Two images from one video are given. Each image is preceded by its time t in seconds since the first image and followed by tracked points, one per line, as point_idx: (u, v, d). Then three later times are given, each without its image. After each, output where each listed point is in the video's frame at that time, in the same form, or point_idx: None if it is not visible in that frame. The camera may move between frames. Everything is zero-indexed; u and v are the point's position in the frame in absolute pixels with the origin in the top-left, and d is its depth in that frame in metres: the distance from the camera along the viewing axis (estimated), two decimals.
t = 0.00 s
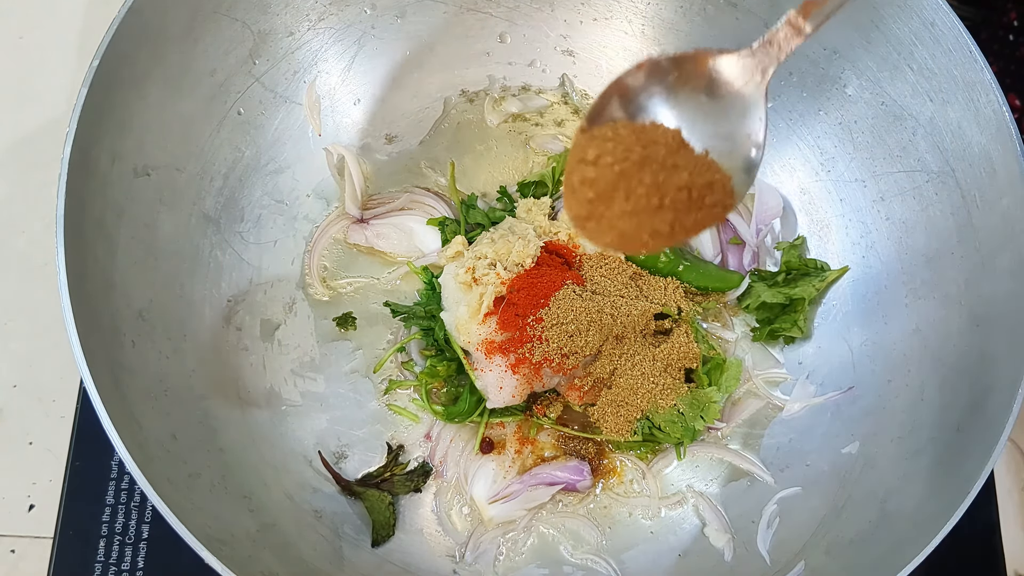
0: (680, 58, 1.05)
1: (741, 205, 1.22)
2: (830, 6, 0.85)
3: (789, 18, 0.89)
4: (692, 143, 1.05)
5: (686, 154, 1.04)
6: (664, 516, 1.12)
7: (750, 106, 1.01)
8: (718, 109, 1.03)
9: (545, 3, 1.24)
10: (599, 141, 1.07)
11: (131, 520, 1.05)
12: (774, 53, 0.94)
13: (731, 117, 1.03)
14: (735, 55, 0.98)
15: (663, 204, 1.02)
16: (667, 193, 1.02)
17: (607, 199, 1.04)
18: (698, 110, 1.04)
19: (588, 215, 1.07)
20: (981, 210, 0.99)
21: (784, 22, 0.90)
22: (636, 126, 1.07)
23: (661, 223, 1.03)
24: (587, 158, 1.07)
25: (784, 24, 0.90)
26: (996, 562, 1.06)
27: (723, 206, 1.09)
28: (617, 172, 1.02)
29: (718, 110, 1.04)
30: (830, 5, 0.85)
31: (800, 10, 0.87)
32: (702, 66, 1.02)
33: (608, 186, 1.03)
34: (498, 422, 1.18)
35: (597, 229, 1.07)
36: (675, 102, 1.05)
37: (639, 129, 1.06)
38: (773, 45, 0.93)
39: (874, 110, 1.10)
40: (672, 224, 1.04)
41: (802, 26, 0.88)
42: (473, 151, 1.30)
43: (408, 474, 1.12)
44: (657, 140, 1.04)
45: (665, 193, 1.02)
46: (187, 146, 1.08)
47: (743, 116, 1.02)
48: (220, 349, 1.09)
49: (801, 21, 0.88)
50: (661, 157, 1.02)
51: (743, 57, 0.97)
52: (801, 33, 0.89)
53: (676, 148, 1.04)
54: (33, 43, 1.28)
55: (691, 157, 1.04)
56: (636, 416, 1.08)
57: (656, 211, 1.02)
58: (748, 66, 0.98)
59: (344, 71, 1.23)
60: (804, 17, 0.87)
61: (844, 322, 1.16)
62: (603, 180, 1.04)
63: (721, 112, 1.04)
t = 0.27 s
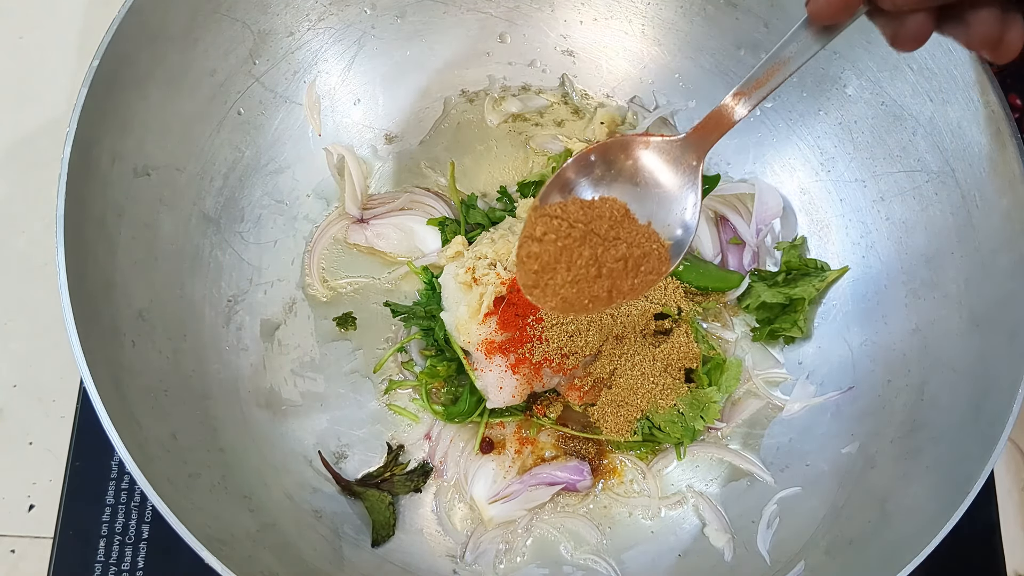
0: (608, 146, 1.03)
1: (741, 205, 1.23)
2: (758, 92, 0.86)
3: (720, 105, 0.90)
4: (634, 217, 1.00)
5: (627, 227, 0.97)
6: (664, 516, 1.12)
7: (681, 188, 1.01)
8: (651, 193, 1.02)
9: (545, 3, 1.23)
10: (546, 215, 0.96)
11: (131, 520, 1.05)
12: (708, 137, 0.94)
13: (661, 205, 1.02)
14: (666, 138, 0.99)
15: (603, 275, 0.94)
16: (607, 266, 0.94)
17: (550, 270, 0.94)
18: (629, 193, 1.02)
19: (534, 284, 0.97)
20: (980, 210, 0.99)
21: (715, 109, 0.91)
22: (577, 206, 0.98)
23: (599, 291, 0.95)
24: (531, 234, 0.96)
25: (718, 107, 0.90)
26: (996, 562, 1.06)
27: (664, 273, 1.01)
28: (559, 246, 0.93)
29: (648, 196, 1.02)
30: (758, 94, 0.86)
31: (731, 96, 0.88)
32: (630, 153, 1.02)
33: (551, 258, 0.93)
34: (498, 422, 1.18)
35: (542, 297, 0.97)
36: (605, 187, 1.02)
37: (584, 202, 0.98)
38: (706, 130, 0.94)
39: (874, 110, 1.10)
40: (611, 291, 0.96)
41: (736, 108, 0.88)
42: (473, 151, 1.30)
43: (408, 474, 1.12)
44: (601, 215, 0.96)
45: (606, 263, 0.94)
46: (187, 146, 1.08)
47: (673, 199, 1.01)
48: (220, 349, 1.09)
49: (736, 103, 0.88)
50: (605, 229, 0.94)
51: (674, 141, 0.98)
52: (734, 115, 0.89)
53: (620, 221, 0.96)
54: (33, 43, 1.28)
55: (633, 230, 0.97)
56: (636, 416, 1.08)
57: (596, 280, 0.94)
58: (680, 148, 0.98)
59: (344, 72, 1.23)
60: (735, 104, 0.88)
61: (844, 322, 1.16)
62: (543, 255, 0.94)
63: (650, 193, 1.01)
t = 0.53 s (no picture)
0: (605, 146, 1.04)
1: (741, 206, 1.23)
2: (756, 95, 0.87)
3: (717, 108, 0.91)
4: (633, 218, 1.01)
5: (624, 228, 0.97)
6: (664, 516, 1.12)
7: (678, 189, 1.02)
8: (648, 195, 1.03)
9: (545, 3, 1.23)
10: (544, 215, 0.97)
11: (131, 520, 1.05)
12: (706, 139, 0.96)
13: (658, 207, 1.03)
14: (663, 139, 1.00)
15: (599, 275, 0.94)
16: (603, 266, 0.94)
17: (547, 269, 0.94)
18: (627, 194, 1.03)
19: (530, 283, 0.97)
20: (980, 210, 0.99)
21: (712, 111, 0.93)
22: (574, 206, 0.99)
23: (596, 291, 0.95)
24: (528, 234, 0.96)
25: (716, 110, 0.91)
26: (996, 563, 1.06)
27: (658, 276, 1.02)
28: (557, 246, 0.93)
29: (645, 197, 1.03)
30: (756, 97, 0.88)
31: (730, 98, 0.89)
32: (628, 154, 1.03)
33: (549, 258, 0.93)
34: (498, 422, 1.18)
35: (538, 297, 0.97)
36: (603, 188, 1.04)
37: (581, 203, 0.98)
38: (704, 132, 0.95)
39: (874, 110, 1.10)
40: (608, 291, 0.96)
41: (735, 109, 0.89)
42: (473, 151, 1.30)
43: (408, 474, 1.12)
44: (598, 215, 0.96)
45: (603, 264, 0.94)
46: (187, 146, 1.07)
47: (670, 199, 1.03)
48: (220, 349, 1.09)
49: (734, 104, 0.89)
50: (602, 230, 0.95)
51: (671, 143, 0.99)
52: (733, 116, 0.90)
53: (617, 221, 0.97)
54: (33, 43, 1.28)
55: (629, 230, 0.98)
56: (636, 416, 1.08)
57: (594, 280, 0.94)
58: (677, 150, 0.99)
59: (344, 72, 1.23)
60: (733, 106, 0.89)
61: (844, 322, 1.16)
62: (539, 255, 0.94)
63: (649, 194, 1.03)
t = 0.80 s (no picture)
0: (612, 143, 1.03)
1: (741, 205, 1.23)
2: (761, 93, 0.86)
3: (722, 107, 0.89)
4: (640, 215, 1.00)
5: (631, 224, 0.96)
6: (663, 516, 1.12)
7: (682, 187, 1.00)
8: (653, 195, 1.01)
9: (545, 4, 1.23)
10: (551, 211, 0.97)
11: (131, 520, 1.05)
12: (711, 137, 0.93)
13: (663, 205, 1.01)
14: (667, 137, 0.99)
15: (606, 270, 0.93)
16: (609, 262, 0.93)
17: (554, 264, 0.94)
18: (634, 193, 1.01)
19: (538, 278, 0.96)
20: (980, 210, 0.99)
21: (717, 110, 0.90)
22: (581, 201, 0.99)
23: (604, 287, 0.94)
24: (535, 229, 0.96)
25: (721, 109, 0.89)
26: (996, 562, 1.06)
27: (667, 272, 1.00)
28: (564, 241, 0.93)
29: (652, 195, 1.02)
30: (760, 95, 0.86)
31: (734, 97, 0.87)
32: (635, 151, 1.02)
33: (558, 252, 0.92)
34: (498, 422, 1.18)
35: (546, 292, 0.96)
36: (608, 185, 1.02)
37: (588, 200, 0.97)
38: (709, 130, 0.93)
39: (874, 110, 1.10)
40: (615, 286, 0.95)
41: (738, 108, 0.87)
42: (473, 151, 1.30)
43: (408, 474, 1.12)
44: (605, 211, 0.95)
45: (609, 259, 0.93)
46: (187, 146, 1.08)
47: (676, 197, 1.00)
48: (220, 349, 1.09)
49: (739, 103, 0.87)
50: (609, 226, 0.94)
51: (677, 140, 0.98)
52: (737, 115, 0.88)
53: (624, 217, 0.96)
54: (33, 43, 1.28)
55: (638, 226, 0.96)
56: (636, 416, 1.08)
57: (600, 275, 0.93)
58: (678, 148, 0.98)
59: (344, 72, 1.23)
60: (738, 104, 0.87)
61: (844, 322, 1.16)
62: (546, 250, 0.94)
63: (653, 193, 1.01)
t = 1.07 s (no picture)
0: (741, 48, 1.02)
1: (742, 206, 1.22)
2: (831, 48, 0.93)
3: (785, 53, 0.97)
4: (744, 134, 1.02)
5: (737, 146, 1.02)
6: (663, 516, 1.12)
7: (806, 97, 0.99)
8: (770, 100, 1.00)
9: (545, 3, 1.24)
10: (653, 125, 1.07)
11: (131, 520, 1.05)
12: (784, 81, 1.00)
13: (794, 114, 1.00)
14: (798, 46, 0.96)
15: (714, 195, 1.02)
16: (719, 186, 1.02)
17: (662, 186, 1.05)
18: (755, 99, 1.00)
19: (641, 202, 1.08)
20: (980, 210, 0.99)
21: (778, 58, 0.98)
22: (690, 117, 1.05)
23: (710, 211, 1.04)
24: (638, 144, 1.08)
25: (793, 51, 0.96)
26: (996, 563, 1.06)
27: (781, 201, 1.07)
28: (669, 163, 1.03)
29: (777, 97, 0.99)
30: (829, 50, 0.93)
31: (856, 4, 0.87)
32: (765, 54, 0.99)
33: (660, 175, 1.04)
34: (498, 422, 1.18)
35: (653, 217, 1.07)
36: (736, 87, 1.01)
37: (698, 119, 1.04)
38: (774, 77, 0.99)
39: (874, 110, 1.10)
40: (725, 212, 1.04)
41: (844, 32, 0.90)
42: (473, 152, 1.30)
43: (408, 474, 1.12)
44: (707, 131, 1.03)
45: (711, 180, 1.02)
46: (186, 146, 1.08)
47: (803, 106, 0.99)
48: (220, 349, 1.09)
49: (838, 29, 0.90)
50: (710, 149, 1.02)
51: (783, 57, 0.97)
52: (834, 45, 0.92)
53: (727, 138, 1.02)
54: (33, 43, 1.28)
55: (742, 147, 1.02)
56: (636, 416, 1.08)
57: (696, 194, 1.03)
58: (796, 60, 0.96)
59: (344, 72, 1.23)
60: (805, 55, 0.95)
61: (844, 322, 1.16)
62: (653, 168, 1.05)
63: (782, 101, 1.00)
